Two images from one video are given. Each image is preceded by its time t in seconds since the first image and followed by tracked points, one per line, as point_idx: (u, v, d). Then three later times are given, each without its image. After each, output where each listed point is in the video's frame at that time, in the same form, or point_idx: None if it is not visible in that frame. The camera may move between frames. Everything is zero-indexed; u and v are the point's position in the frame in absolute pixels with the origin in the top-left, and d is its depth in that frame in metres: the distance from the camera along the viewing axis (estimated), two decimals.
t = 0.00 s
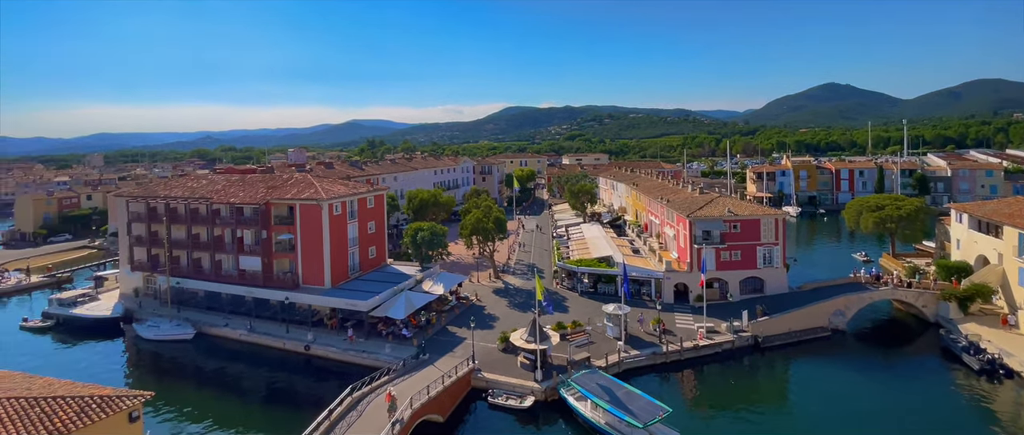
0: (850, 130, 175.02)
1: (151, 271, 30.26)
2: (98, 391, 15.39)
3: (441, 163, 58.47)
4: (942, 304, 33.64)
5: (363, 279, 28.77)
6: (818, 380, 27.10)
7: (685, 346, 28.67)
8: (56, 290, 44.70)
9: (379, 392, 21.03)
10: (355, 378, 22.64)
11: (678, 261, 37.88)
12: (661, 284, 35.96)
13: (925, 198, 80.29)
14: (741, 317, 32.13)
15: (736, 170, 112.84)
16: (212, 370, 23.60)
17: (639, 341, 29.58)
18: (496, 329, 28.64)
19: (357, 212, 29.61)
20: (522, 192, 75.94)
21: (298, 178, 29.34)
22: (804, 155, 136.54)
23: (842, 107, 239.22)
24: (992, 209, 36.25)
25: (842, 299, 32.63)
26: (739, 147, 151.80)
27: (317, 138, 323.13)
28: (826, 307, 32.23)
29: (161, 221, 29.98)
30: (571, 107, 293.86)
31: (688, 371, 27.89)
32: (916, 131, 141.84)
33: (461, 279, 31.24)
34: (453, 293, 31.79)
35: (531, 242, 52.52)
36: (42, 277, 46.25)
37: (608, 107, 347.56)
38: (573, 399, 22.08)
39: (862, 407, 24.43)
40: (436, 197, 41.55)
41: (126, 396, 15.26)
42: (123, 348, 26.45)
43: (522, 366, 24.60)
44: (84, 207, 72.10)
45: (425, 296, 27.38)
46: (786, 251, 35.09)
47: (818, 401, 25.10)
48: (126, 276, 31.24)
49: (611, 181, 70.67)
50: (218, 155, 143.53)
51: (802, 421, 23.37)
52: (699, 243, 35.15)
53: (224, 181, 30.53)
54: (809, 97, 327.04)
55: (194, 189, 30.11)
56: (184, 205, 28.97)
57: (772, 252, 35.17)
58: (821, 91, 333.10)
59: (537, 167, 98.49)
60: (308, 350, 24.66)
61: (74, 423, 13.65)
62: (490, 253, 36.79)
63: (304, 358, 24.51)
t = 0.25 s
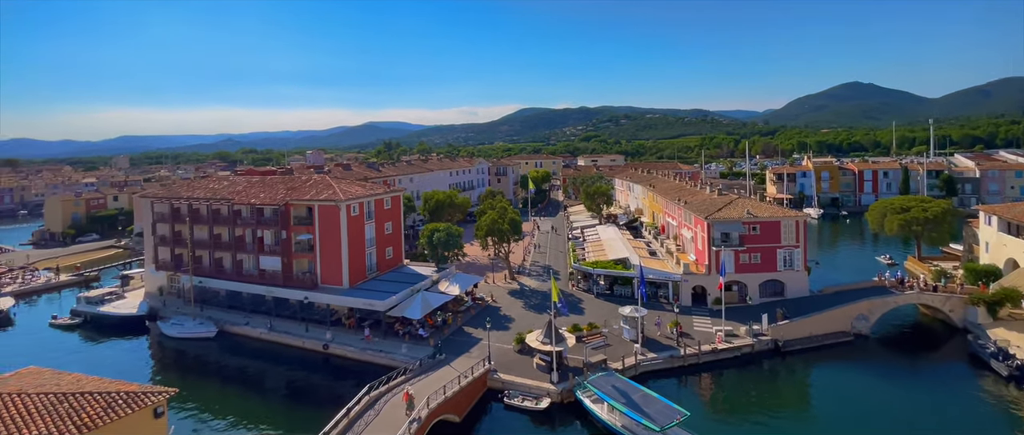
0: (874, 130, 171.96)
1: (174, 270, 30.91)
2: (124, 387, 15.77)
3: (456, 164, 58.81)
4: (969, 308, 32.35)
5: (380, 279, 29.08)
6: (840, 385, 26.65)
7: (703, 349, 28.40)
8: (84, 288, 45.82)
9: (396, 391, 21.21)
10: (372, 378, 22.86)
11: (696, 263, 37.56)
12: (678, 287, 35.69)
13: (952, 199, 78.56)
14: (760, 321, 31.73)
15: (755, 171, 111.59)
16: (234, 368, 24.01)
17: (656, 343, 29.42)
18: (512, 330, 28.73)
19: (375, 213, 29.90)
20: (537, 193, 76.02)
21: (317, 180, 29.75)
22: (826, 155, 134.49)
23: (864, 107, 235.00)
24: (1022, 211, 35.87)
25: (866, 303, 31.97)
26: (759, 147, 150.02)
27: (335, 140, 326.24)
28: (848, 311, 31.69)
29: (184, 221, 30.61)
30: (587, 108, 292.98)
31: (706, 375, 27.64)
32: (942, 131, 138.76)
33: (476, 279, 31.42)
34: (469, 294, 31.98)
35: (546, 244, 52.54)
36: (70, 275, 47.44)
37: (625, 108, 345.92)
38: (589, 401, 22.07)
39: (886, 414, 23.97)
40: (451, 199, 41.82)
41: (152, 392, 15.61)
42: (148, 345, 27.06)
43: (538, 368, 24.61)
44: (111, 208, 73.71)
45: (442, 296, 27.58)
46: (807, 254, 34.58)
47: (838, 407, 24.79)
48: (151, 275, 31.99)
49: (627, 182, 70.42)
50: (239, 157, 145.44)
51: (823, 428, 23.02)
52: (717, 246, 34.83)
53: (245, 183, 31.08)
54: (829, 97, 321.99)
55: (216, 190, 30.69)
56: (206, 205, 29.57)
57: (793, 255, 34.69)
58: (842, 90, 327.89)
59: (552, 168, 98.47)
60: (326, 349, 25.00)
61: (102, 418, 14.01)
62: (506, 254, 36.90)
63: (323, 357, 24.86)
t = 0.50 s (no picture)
0: (897, 130, 168.95)
1: (197, 270, 31.55)
2: (149, 383, 16.13)
3: (472, 166, 59.13)
4: (997, 313, 31.79)
5: (397, 280, 29.37)
6: (862, 392, 26.17)
7: (722, 353, 28.12)
8: (111, 287, 46.93)
9: (413, 390, 21.40)
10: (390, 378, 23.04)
11: (714, 265, 37.19)
12: (697, 290, 35.35)
13: (980, 201, 76.81)
14: (780, 325, 31.34)
15: (775, 173, 110.26)
16: (254, 366, 24.39)
17: (674, 346, 29.25)
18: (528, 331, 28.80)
19: (391, 214, 30.17)
20: (553, 195, 76.06)
21: (335, 181, 30.16)
22: (848, 156, 132.41)
23: (888, 106, 230.91)
24: None
25: (890, 307, 31.29)
26: (778, 148, 148.18)
27: (353, 142, 329.23)
28: (871, 315, 31.16)
29: (206, 222, 31.21)
30: (603, 109, 291.94)
31: (724, 378, 27.41)
32: (969, 131, 135.70)
33: (491, 280, 31.60)
34: (484, 295, 32.15)
35: (562, 245, 52.54)
36: (98, 274, 48.65)
37: (641, 108, 344.01)
38: (605, 404, 21.92)
39: (910, 421, 23.50)
40: (467, 200, 42.05)
41: (176, 388, 15.93)
42: (172, 343, 27.64)
43: (554, 370, 24.59)
44: (137, 208, 75.33)
45: (457, 297, 27.76)
46: (829, 257, 34.00)
47: (859, 412, 24.46)
48: (175, 274, 32.72)
49: (644, 183, 70.12)
50: (258, 159, 147.62)
51: None
52: (736, 248, 34.44)
53: (265, 184, 31.60)
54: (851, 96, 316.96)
55: (237, 191, 31.26)
56: (228, 206, 30.16)
57: (815, 258, 34.14)
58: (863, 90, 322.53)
59: (568, 169, 98.39)
60: (344, 348, 25.35)
61: (128, 413, 14.37)
62: (521, 256, 36.99)
63: (340, 356, 25.21)
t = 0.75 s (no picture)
0: (923, 130, 165.43)
1: (219, 269, 32.16)
2: (174, 380, 16.50)
3: (487, 167, 59.42)
4: None
5: (414, 280, 29.64)
6: (885, 397, 25.72)
7: (741, 357, 27.83)
8: (136, 286, 48.00)
9: (430, 390, 21.62)
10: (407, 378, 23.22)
11: (732, 268, 36.80)
12: (715, 293, 35.04)
13: (1010, 203, 75.01)
14: (801, 329, 30.93)
15: (795, 174, 108.95)
16: (274, 365, 24.78)
17: (691, 350, 29.05)
18: (544, 333, 28.86)
19: (407, 215, 30.43)
20: (568, 196, 76.06)
21: (353, 182, 30.53)
22: (871, 157, 130.22)
23: (913, 106, 226.28)
24: None
25: (915, 311, 30.74)
26: (799, 149, 146.31)
27: (370, 144, 331.89)
28: (895, 320, 30.60)
29: (227, 223, 31.77)
30: (619, 110, 290.79)
31: (743, 382, 27.16)
32: (997, 130, 132.63)
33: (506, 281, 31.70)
34: (500, 296, 32.28)
35: (577, 247, 52.50)
36: (123, 273, 49.80)
37: (658, 109, 341.92)
38: (622, 407, 21.83)
39: (934, 428, 23.04)
40: (482, 201, 42.26)
41: (199, 385, 16.24)
42: (195, 341, 28.21)
43: (570, 372, 24.57)
44: (161, 209, 76.89)
45: (473, 297, 27.91)
46: (852, 260, 33.42)
47: (881, 418, 24.10)
48: (197, 273, 33.39)
49: (661, 185, 69.77)
50: (278, 161, 149.66)
51: None
52: (756, 251, 33.96)
53: (284, 185, 32.08)
54: (873, 96, 311.75)
55: (257, 192, 31.79)
56: (249, 207, 30.69)
57: (837, 261, 33.58)
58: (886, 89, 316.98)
59: (583, 171, 98.27)
60: (362, 347, 25.70)
61: (153, 409, 14.71)
62: (536, 257, 37.03)
63: (358, 355, 25.55)
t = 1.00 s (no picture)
0: (949, 130, 161.97)
1: (240, 268, 32.76)
2: (197, 377, 16.85)
3: (502, 168, 59.69)
4: None
5: (430, 280, 29.89)
6: (908, 404, 25.27)
7: (760, 361, 27.53)
8: (160, 284, 49.01)
9: (447, 390, 21.83)
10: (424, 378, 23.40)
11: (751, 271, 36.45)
12: (733, 296, 34.78)
13: None
14: (823, 333, 30.52)
15: (816, 175, 107.49)
16: (293, 363, 25.14)
17: (709, 353, 28.84)
18: (560, 334, 28.90)
19: (423, 216, 30.65)
20: (584, 198, 76.00)
21: (369, 184, 30.88)
22: (895, 157, 127.84)
23: (939, 105, 221.52)
24: None
25: (940, 317, 30.15)
26: (820, 150, 144.22)
27: (387, 146, 334.24)
28: (920, 325, 29.97)
29: (248, 223, 32.31)
30: (635, 111, 289.38)
31: (763, 387, 26.90)
32: None
33: (521, 282, 31.83)
34: (515, 298, 32.41)
35: (593, 249, 52.45)
36: (148, 272, 50.86)
37: (675, 110, 339.72)
38: (638, 410, 21.69)
39: None
40: (497, 203, 42.44)
41: (221, 382, 16.56)
42: (216, 339, 28.74)
43: (586, 375, 24.52)
44: (184, 210, 78.37)
45: (488, 298, 28.08)
46: (875, 263, 32.97)
47: (903, 423, 23.75)
48: (219, 273, 34.07)
49: (678, 186, 69.37)
50: (297, 163, 151.53)
51: None
52: (775, 253, 33.69)
53: (303, 187, 32.53)
54: (895, 96, 306.27)
55: (277, 193, 32.28)
56: (268, 208, 31.20)
57: (860, 264, 33.19)
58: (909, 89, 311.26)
59: (599, 172, 98.07)
60: (378, 347, 25.98)
61: (177, 405, 15.06)
62: (552, 259, 37.07)
63: (375, 354, 25.83)
